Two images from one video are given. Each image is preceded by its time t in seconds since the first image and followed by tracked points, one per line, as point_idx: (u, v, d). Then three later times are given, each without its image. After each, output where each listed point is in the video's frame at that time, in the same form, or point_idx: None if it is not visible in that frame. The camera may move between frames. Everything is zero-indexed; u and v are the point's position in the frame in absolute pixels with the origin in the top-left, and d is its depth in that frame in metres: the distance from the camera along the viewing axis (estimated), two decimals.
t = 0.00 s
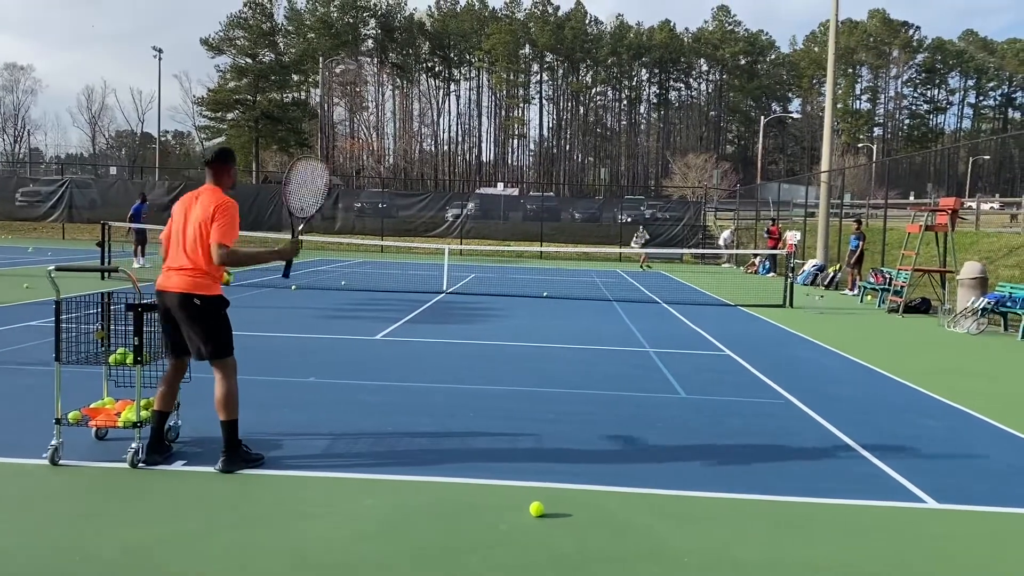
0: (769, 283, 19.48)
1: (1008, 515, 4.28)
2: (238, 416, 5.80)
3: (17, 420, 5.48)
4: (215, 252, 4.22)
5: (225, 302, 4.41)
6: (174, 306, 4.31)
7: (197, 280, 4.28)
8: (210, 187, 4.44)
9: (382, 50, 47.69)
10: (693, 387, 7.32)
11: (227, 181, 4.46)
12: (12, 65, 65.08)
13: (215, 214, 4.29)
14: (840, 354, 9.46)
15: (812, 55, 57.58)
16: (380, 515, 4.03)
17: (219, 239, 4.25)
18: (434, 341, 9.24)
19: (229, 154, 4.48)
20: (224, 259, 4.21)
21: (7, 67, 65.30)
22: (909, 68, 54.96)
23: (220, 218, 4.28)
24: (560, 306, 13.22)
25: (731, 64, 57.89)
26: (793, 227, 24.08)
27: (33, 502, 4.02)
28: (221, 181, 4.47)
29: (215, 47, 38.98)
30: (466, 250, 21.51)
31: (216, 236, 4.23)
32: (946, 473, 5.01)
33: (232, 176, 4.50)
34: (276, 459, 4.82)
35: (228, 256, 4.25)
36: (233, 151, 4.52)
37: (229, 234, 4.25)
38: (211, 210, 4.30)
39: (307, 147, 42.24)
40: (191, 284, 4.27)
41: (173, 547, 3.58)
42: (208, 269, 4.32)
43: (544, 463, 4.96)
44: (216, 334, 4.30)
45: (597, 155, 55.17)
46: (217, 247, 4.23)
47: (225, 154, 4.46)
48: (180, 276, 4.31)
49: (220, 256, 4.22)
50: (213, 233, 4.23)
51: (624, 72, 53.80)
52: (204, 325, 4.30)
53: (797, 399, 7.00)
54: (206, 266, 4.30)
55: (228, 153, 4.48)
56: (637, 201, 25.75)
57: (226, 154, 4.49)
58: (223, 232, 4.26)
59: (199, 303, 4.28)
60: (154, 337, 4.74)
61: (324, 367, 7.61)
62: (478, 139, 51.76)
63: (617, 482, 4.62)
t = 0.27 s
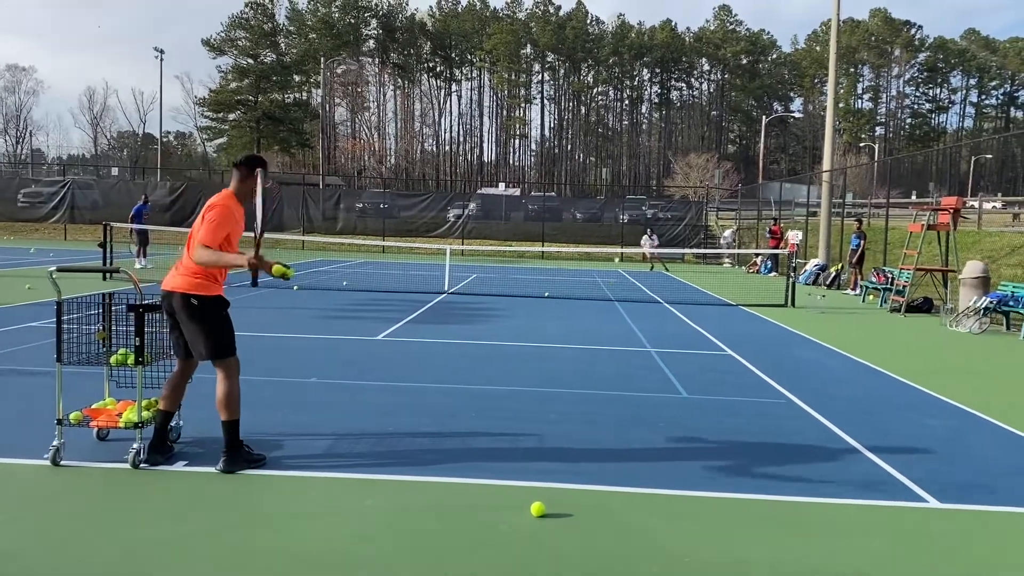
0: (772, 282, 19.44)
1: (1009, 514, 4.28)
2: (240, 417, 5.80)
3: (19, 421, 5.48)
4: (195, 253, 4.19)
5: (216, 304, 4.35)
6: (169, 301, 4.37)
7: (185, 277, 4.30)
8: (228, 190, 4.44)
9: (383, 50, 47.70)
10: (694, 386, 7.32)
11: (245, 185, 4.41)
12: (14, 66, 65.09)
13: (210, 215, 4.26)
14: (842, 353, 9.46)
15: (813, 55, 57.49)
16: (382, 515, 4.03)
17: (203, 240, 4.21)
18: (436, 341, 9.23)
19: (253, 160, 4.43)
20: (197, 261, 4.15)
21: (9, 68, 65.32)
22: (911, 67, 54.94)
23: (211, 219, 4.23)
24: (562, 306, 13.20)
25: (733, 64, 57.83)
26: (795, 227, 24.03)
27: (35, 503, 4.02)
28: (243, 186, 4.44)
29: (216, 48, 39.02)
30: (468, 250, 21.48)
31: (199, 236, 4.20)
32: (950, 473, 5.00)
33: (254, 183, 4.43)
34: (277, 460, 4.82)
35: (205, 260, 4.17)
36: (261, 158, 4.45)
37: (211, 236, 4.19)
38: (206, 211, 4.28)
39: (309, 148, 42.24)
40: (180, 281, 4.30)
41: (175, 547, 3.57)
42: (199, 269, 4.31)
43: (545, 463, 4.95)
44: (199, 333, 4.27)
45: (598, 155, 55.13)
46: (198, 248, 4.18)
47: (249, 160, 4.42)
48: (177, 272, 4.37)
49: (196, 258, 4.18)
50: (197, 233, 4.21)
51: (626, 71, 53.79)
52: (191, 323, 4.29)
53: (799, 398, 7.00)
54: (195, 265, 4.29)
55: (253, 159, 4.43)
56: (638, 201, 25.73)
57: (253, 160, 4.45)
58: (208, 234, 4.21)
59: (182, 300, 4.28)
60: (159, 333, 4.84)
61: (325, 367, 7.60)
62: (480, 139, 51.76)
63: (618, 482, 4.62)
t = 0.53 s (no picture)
0: (777, 282, 19.39)
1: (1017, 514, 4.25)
2: (245, 416, 5.80)
3: (25, 421, 5.50)
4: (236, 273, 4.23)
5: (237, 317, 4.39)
6: (186, 307, 4.30)
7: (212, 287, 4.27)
8: (255, 201, 4.44)
9: (387, 50, 47.77)
10: (699, 386, 7.30)
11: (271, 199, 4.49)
12: (20, 68, 65.34)
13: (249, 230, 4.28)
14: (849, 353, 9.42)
15: (819, 54, 57.32)
16: (387, 515, 4.02)
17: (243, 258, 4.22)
18: (440, 341, 9.22)
19: (281, 175, 4.49)
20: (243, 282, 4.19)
21: (16, 70, 65.61)
22: (917, 66, 54.79)
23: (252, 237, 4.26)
24: (567, 306, 13.19)
25: (738, 63, 57.76)
26: (800, 226, 23.96)
27: (41, 502, 4.03)
28: (268, 199, 4.49)
29: (222, 48, 39.11)
30: (472, 250, 21.48)
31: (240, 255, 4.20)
32: (957, 473, 4.98)
33: (281, 198, 4.52)
34: (282, 459, 4.82)
35: (248, 279, 4.23)
36: (288, 174, 4.52)
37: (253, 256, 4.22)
38: (244, 226, 4.26)
39: (314, 148, 42.32)
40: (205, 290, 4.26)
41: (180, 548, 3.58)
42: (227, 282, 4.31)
43: (550, 463, 4.94)
44: (223, 342, 4.29)
45: (603, 155, 55.08)
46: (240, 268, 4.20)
47: (279, 176, 4.48)
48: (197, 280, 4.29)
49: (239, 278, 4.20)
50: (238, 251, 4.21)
51: (631, 71, 53.76)
52: (213, 330, 4.29)
53: (804, 397, 6.99)
54: (225, 278, 4.29)
55: (282, 175, 4.49)
56: (643, 200, 25.71)
57: (281, 174, 4.50)
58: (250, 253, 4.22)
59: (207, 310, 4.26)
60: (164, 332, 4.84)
61: (330, 367, 7.60)
62: (484, 139, 51.75)
63: (624, 482, 4.60)
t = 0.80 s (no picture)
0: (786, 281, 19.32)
1: None
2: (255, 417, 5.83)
3: (36, 421, 5.53)
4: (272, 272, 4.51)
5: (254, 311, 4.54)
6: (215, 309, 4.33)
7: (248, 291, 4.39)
8: (257, 192, 4.53)
9: (395, 51, 47.79)
10: (708, 386, 7.28)
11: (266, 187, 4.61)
12: (30, 70, 65.71)
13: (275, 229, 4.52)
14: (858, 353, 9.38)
15: (827, 52, 57.09)
16: (394, 514, 4.04)
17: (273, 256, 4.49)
18: (448, 341, 9.23)
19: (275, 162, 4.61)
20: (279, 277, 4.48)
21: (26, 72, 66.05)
22: (927, 64, 54.49)
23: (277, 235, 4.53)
24: (575, 306, 13.19)
25: (746, 62, 57.60)
26: (809, 226, 23.87)
27: (52, 502, 4.06)
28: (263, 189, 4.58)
29: (231, 50, 39.23)
30: (480, 250, 21.49)
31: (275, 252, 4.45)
32: (967, 473, 4.95)
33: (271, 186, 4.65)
34: (292, 460, 4.83)
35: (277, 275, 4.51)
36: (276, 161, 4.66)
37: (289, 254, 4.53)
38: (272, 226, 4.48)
39: (322, 149, 42.40)
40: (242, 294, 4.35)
41: (190, 546, 3.60)
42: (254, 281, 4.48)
43: (558, 463, 4.93)
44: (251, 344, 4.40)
45: (611, 154, 54.99)
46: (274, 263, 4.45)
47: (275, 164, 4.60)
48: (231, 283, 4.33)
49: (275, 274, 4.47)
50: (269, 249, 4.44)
51: (639, 71, 53.67)
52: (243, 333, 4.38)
53: (813, 397, 6.96)
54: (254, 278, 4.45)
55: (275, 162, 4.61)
56: (651, 200, 25.69)
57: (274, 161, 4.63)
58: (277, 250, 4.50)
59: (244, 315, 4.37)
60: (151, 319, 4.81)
61: (338, 368, 7.63)
62: (492, 139, 51.73)
63: (632, 482, 4.59)
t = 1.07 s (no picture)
0: (798, 281, 19.22)
1: None
2: (267, 416, 5.85)
3: (51, 421, 5.57)
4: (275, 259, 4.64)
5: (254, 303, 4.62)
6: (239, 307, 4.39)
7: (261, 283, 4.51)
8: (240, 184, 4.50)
9: (406, 51, 47.86)
10: (719, 386, 7.25)
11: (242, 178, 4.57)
12: (44, 72, 66.17)
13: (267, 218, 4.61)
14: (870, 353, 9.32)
15: (839, 51, 56.81)
16: (405, 513, 4.05)
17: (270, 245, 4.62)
18: (459, 341, 9.24)
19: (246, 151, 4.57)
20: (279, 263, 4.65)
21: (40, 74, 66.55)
22: (940, 63, 54.09)
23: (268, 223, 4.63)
24: (585, 305, 13.17)
25: (757, 61, 57.37)
26: (821, 225, 23.74)
27: (66, 501, 4.09)
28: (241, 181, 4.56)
29: (242, 51, 39.40)
30: (490, 250, 21.50)
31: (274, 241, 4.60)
32: (980, 474, 4.91)
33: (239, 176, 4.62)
34: (303, 460, 4.84)
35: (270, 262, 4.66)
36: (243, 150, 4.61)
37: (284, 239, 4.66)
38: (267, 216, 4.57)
39: (334, 149, 42.53)
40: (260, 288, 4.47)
41: (204, 545, 3.62)
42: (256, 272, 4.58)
43: (568, 462, 4.93)
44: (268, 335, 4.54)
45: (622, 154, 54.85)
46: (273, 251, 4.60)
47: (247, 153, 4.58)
48: (250, 280, 4.42)
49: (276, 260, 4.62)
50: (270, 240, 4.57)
51: (649, 70, 53.54)
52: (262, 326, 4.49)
53: (825, 398, 6.92)
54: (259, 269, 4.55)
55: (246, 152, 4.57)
56: (662, 200, 25.64)
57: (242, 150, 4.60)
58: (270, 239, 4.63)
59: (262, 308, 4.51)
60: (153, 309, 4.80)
61: (349, 367, 7.65)
62: (502, 139, 51.69)
63: (643, 483, 4.58)
